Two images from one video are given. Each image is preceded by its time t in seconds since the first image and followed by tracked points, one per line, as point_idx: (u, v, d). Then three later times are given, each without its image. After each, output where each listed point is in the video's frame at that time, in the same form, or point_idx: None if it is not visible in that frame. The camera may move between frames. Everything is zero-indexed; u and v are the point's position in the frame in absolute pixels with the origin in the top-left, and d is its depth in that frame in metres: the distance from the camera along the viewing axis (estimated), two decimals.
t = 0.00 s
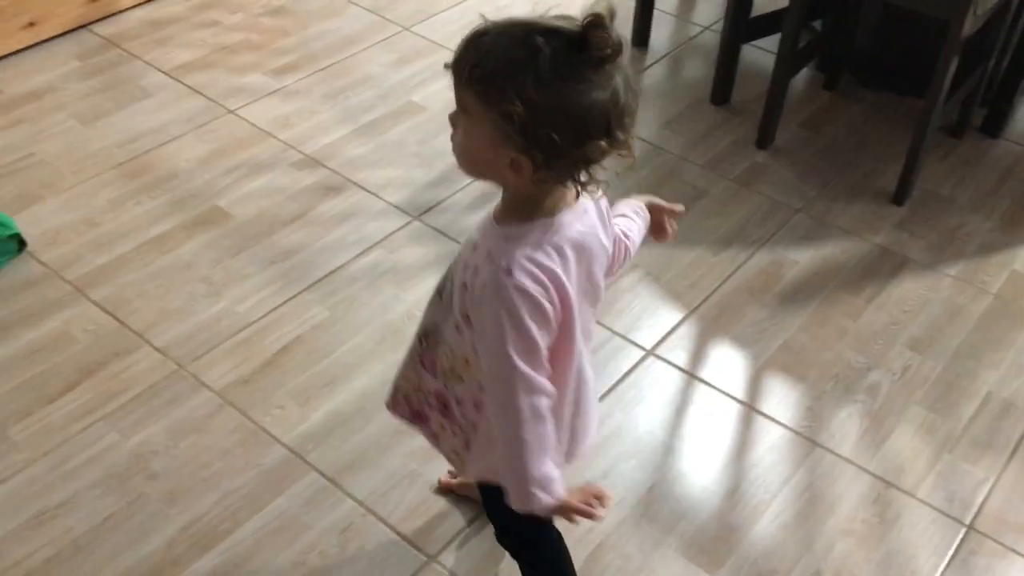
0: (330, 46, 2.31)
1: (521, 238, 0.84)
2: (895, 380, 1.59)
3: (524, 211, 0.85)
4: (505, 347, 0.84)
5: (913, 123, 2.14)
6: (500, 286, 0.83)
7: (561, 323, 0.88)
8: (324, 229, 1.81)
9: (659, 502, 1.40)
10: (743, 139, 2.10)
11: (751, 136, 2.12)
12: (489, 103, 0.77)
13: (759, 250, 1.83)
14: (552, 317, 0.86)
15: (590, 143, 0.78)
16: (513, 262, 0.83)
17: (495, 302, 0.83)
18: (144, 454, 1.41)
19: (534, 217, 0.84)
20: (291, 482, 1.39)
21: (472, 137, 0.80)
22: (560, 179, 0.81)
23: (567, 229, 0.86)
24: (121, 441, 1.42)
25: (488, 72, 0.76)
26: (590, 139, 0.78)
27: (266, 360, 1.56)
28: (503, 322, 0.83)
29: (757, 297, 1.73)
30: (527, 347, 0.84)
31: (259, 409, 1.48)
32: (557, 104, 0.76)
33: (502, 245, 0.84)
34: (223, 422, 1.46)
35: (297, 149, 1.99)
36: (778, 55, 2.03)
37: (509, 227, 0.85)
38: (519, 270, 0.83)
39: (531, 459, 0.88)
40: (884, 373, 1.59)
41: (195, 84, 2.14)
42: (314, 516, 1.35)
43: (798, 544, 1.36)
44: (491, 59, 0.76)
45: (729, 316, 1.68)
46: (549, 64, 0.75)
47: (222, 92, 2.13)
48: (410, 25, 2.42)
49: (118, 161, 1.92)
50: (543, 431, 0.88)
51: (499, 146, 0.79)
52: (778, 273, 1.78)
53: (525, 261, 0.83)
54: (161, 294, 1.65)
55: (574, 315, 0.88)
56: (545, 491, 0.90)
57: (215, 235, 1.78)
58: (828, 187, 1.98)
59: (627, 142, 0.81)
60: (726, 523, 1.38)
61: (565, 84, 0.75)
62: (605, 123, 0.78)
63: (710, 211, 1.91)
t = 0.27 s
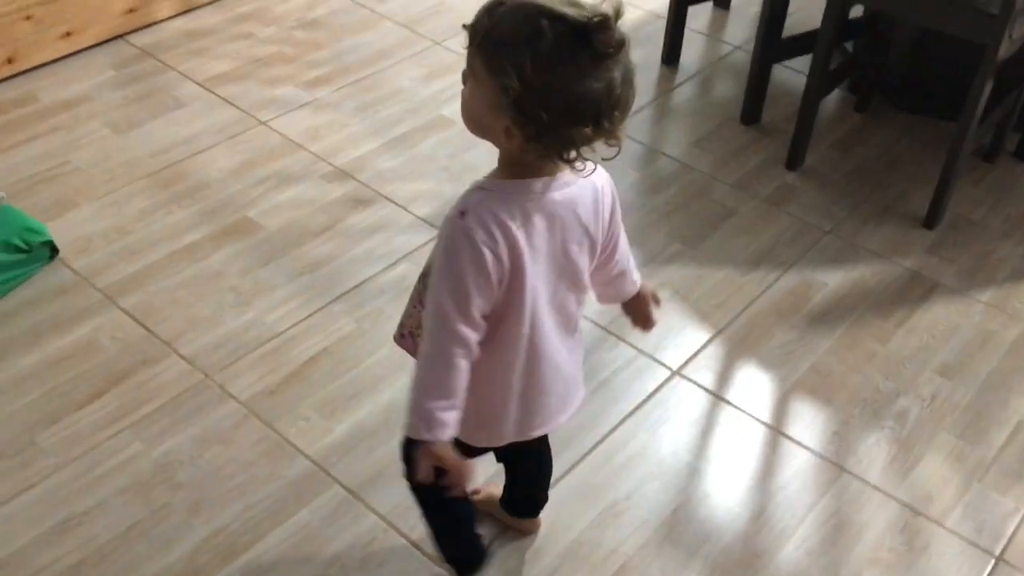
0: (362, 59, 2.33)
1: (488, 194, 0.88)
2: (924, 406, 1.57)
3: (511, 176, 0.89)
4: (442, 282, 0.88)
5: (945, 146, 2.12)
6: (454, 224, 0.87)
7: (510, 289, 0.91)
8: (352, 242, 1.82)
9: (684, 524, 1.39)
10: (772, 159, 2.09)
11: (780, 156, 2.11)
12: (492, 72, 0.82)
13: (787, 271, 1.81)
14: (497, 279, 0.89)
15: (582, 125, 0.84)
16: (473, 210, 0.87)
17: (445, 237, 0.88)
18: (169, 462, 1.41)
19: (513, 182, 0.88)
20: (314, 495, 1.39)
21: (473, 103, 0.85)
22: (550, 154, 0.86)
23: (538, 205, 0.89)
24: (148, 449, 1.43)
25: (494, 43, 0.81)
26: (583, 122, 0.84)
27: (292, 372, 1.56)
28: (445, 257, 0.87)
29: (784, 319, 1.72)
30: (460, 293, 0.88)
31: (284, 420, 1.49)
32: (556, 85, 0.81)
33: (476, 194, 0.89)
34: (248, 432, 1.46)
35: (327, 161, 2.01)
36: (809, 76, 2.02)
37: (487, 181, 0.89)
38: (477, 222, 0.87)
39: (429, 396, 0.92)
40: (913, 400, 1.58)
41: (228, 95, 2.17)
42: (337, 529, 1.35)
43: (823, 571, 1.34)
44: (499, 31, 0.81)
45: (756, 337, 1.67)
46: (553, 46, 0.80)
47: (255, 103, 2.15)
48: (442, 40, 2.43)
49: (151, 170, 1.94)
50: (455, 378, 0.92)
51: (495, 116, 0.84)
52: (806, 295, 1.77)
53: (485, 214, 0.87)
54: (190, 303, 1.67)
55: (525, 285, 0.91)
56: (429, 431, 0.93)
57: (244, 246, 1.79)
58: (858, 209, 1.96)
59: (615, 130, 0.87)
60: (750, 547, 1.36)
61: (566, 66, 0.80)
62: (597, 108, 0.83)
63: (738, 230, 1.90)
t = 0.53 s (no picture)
0: (394, 87, 2.36)
1: (462, 208, 0.92)
2: (951, 447, 1.57)
3: (489, 194, 0.93)
4: (410, 292, 0.93)
5: (972, 187, 2.13)
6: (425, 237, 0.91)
7: (477, 303, 0.95)
8: (382, 267, 1.84)
9: (709, 560, 1.39)
10: (799, 195, 2.11)
11: (807, 192, 2.12)
12: (476, 97, 0.86)
13: (814, 307, 1.82)
14: (463, 295, 0.93)
15: (565, 146, 0.88)
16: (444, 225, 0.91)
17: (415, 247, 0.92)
18: (200, 482, 1.43)
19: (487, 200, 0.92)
20: (342, 518, 1.40)
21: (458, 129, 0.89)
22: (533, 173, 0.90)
23: (511, 225, 0.93)
24: (178, 468, 1.45)
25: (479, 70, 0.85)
26: (566, 143, 0.87)
27: (322, 395, 1.58)
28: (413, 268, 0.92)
29: (810, 354, 1.72)
30: (425, 305, 0.93)
31: (313, 443, 1.50)
32: (540, 109, 0.85)
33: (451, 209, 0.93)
34: (277, 454, 1.48)
35: (358, 186, 2.03)
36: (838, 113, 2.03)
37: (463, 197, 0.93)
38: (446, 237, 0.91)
39: (391, 397, 0.98)
40: (939, 440, 1.58)
41: (262, 119, 2.20)
42: (363, 554, 1.36)
43: None
44: (483, 58, 0.85)
45: (782, 373, 1.68)
46: (535, 71, 0.84)
47: (288, 128, 2.18)
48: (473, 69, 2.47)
49: (185, 192, 1.97)
50: (418, 384, 0.97)
51: (481, 141, 0.88)
52: (833, 331, 1.77)
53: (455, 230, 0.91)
54: (222, 324, 1.69)
55: (491, 301, 0.95)
56: (390, 434, 0.99)
57: (276, 269, 1.81)
58: (885, 247, 1.97)
59: (596, 152, 0.91)
60: None
61: (547, 92, 0.84)
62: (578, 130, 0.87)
63: (765, 265, 1.92)
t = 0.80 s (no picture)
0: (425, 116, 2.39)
1: (439, 226, 0.93)
2: (986, 486, 1.54)
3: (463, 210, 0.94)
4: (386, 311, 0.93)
5: (1005, 223, 2.12)
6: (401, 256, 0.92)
7: (454, 320, 0.96)
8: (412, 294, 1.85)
9: None
10: (829, 228, 2.10)
11: (837, 225, 2.11)
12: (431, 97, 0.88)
13: (844, 341, 1.81)
14: (439, 313, 0.94)
15: (516, 149, 0.87)
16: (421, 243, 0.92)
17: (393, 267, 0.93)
18: (229, 508, 1.43)
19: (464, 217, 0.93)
20: (370, 547, 1.40)
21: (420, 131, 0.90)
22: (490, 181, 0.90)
23: (487, 241, 0.94)
24: (208, 494, 1.45)
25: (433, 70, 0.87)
26: (516, 146, 0.87)
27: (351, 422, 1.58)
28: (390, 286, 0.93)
29: (841, 389, 1.71)
30: (402, 323, 0.93)
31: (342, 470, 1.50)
32: (480, 108, 0.85)
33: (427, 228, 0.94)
34: (306, 481, 1.48)
35: (389, 214, 2.05)
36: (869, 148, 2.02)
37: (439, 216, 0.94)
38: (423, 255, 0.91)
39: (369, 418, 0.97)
40: (973, 478, 1.56)
41: (294, 147, 2.23)
42: None
43: None
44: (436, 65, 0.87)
45: (813, 408, 1.67)
46: (480, 70, 0.85)
47: (320, 155, 2.21)
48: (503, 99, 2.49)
49: (219, 218, 1.99)
50: (393, 403, 0.97)
51: (434, 140, 0.89)
52: (864, 366, 1.76)
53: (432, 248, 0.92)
54: (253, 350, 1.70)
55: (469, 318, 0.96)
56: (361, 450, 0.98)
57: (307, 295, 1.83)
58: (916, 281, 1.96)
59: (544, 164, 0.90)
60: None
61: (488, 96, 0.85)
62: (527, 133, 0.87)
63: (795, 298, 1.91)
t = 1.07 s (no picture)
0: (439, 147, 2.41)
1: (445, 225, 1.01)
2: (1006, 516, 1.53)
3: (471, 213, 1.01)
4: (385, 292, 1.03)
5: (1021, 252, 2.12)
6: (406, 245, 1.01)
7: (444, 314, 1.02)
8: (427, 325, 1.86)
9: None
10: (844, 257, 2.10)
11: (852, 253, 2.11)
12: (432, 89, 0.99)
13: (861, 370, 1.80)
14: (429, 303, 1.01)
15: (460, 141, 0.94)
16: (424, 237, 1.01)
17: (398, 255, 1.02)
18: (245, 541, 1.44)
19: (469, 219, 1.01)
20: None
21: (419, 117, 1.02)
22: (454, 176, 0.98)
23: (483, 244, 1.00)
24: (225, 526, 1.46)
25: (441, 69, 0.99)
26: (465, 143, 0.94)
27: (367, 453, 1.59)
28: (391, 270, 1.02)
29: (859, 419, 1.70)
30: (393, 304, 1.01)
31: (357, 502, 1.50)
32: (449, 106, 0.94)
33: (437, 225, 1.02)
34: (322, 513, 1.48)
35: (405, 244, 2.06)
36: (884, 177, 2.03)
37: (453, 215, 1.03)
38: (423, 249, 1.00)
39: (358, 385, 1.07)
40: (992, 509, 1.54)
41: (310, 179, 2.25)
42: None
43: None
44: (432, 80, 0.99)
45: (830, 438, 1.66)
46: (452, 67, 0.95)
47: (336, 187, 2.23)
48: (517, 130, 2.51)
49: (235, 250, 2.01)
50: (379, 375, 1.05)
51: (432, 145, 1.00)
52: (881, 396, 1.75)
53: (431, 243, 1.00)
54: (269, 381, 1.71)
55: (458, 315, 1.03)
56: (350, 411, 1.08)
57: (323, 326, 1.84)
58: (932, 310, 1.95)
59: (515, 153, 0.95)
60: None
61: (456, 95, 0.93)
62: (472, 130, 0.93)
63: (810, 327, 1.90)
